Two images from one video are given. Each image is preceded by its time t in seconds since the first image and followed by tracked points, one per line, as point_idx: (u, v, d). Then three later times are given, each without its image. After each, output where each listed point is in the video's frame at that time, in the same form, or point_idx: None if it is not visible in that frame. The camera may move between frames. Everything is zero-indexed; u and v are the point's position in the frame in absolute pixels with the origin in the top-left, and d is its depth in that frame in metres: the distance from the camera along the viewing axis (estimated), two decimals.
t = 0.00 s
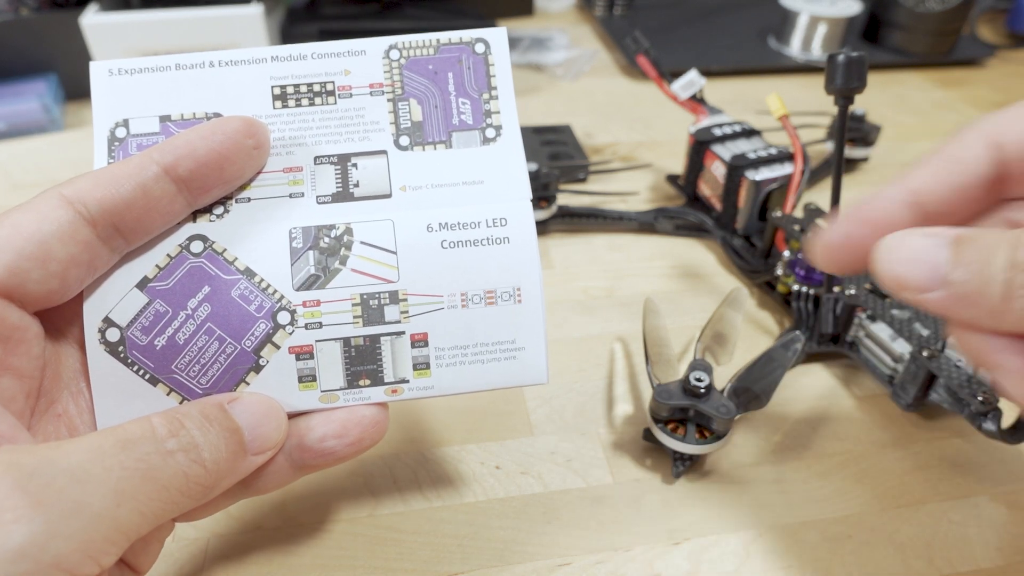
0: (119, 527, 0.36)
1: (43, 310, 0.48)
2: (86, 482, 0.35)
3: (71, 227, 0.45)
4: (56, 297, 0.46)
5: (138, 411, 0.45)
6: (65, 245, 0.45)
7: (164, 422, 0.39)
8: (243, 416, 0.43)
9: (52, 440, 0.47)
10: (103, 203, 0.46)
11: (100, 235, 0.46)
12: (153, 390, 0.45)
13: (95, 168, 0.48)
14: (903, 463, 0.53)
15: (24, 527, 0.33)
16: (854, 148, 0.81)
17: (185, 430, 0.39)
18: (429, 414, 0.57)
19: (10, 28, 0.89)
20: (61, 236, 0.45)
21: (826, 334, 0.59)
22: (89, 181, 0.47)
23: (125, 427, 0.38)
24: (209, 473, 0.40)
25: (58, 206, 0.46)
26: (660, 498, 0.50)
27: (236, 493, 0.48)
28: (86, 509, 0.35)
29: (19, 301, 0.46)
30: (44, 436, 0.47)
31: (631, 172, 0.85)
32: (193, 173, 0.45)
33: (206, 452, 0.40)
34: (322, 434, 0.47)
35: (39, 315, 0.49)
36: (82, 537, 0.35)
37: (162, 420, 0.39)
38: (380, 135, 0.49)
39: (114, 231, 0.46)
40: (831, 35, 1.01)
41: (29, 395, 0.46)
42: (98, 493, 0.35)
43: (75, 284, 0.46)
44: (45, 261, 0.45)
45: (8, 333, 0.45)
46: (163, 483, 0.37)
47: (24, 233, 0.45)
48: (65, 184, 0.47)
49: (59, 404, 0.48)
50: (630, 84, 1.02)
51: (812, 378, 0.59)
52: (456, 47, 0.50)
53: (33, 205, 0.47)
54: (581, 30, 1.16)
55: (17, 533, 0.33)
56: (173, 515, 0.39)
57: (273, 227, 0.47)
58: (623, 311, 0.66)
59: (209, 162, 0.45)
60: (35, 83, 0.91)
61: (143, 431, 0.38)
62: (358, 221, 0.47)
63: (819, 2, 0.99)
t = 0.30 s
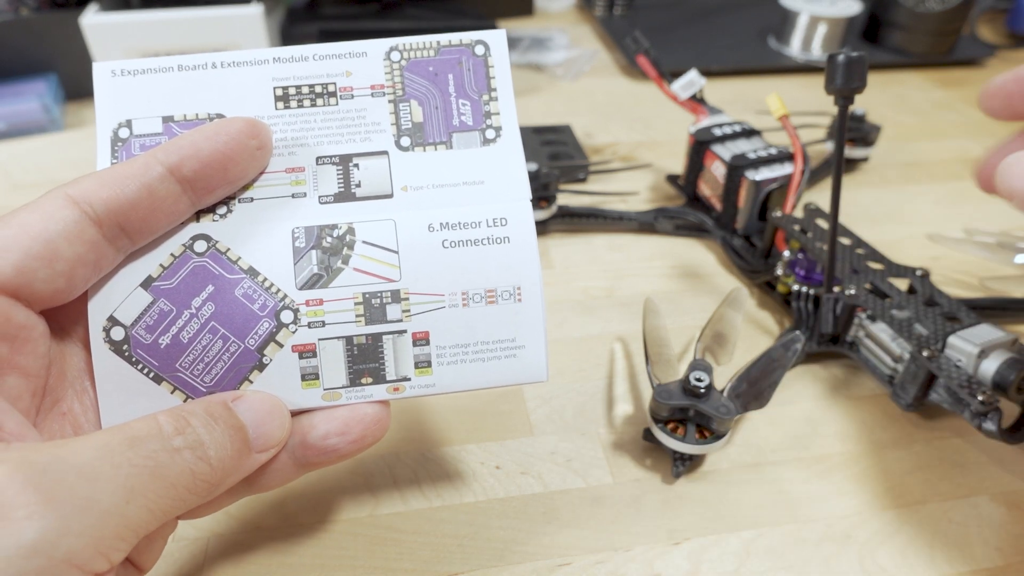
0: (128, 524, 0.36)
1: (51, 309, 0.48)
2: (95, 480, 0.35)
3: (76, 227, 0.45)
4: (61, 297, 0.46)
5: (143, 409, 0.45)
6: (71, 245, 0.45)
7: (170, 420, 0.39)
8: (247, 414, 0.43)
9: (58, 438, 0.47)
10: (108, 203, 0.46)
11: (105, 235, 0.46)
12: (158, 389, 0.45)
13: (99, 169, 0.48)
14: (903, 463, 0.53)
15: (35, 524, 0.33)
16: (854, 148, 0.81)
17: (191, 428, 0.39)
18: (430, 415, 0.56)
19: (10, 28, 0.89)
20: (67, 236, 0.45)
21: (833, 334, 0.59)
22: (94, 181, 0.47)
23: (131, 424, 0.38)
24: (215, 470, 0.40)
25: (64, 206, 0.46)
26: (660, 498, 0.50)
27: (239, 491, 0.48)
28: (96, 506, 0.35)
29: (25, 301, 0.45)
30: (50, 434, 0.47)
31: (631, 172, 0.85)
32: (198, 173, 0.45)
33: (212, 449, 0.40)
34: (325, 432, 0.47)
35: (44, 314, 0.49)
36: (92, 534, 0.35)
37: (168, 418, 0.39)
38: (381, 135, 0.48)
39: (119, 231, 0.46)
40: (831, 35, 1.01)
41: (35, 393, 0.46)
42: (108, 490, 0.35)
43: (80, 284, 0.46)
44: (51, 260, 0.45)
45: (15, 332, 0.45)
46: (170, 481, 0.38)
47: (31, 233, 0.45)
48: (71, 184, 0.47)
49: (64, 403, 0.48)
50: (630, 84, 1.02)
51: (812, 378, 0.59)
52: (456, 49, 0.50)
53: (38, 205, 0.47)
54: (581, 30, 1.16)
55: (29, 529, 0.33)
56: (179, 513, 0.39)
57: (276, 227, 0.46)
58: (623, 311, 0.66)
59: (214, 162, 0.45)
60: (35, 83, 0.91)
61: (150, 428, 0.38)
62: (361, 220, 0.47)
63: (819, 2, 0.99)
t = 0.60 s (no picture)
0: (124, 525, 0.36)
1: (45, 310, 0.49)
2: (91, 481, 0.35)
3: (72, 228, 0.45)
4: (56, 298, 0.46)
5: (138, 410, 0.45)
6: (65, 245, 0.45)
7: (166, 421, 0.39)
8: (243, 415, 0.43)
9: (52, 440, 0.47)
10: (103, 204, 0.46)
11: (100, 236, 0.46)
12: (153, 389, 0.45)
13: (94, 170, 0.48)
14: (903, 463, 0.53)
15: (32, 525, 0.33)
16: (854, 148, 0.81)
17: (187, 429, 0.39)
18: (428, 415, 0.56)
19: (10, 28, 0.89)
20: (62, 237, 0.45)
21: (826, 333, 0.59)
22: (89, 181, 0.47)
23: (127, 426, 0.38)
24: (211, 471, 0.40)
25: (58, 207, 0.46)
26: (660, 498, 0.50)
27: (235, 491, 0.48)
28: (92, 508, 0.35)
29: (20, 302, 0.46)
30: (45, 435, 0.47)
31: (631, 172, 0.85)
32: (192, 173, 0.45)
33: (208, 450, 0.40)
34: (320, 432, 0.47)
35: (38, 315, 0.49)
36: (89, 535, 0.35)
37: (163, 419, 0.39)
38: (376, 136, 0.48)
39: (113, 231, 0.46)
40: (831, 35, 1.01)
41: (30, 394, 0.46)
42: (104, 492, 0.35)
43: (75, 285, 0.46)
44: (45, 261, 0.45)
45: (10, 334, 0.45)
46: (166, 482, 0.38)
47: (25, 234, 0.45)
48: (66, 185, 0.47)
49: (58, 404, 0.48)
50: (630, 84, 1.02)
51: (812, 378, 0.59)
52: (451, 48, 0.50)
53: (33, 206, 0.47)
54: (581, 30, 1.16)
55: (25, 531, 0.33)
56: (175, 514, 0.39)
57: (272, 228, 0.47)
58: (623, 311, 0.66)
59: (208, 163, 0.45)
60: (35, 83, 0.91)
61: (146, 430, 0.38)
62: (356, 221, 0.47)
63: (819, 2, 0.99)
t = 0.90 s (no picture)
0: (115, 517, 0.36)
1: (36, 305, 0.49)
2: (83, 474, 0.35)
3: (60, 222, 0.46)
4: (47, 293, 0.46)
5: (130, 404, 0.45)
6: (55, 240, 0.45)
7: (158, 414, 0.39)
8: (235, 408, 0.43)
9: (46, 434, 0.46)
10: (92, 198, 0.46)
11: (89, 230, 0.46)
12: (146, 384, 0.46)
13: (82, 164, 0.48)
14: (903, 463, 0.53)
15: (23, 518, 0.33)
16: (854, 148, 0.81)
17: (179, 422, 0.39)
18: (425, 415, 0.56)
19: (10, 28, 0.89)
20: (51, 231, 0.45)
21: (826, 334, 0.59)
22: (78, 176, 0.47)
23: (120, 419, 0.38)
24: (204, 464, 0.40)
25: (47, 201, 0.46)
26: (660, 498, 0.50)
27: (230, 484, 0.48)
28: (83, 501, 0.35)
29: (10, 296, 0.46)
30: (38, 431, 0.47)
31: (631, 172, 0.85)
32: (181, 167, 0.45)
33: (200, 443, 0.40)
34: (314, 424, 0.47)
35: (29, 309, 0.49)
36: (80, 528, 0.35)
37: (156, 412, 0.39)
38: (366, 127, 0.48)
39: (103, 226, 0.46)
40: (831, 35, 1.01)
41: (22, 390, 0.46)
42: (96, 484, 0.35)
43: (65, 279, 0.46)
44: (35, 256, 0.45)
45: None
46: (159, 474, 0.38)
47: (14, 228, 0.45)
48: (55, 179, 0.47)
49: (51, 400, 0.48)
50: (630, 84, 1.02)
51: (812, 378, 0.59)
52: (440, 39, 0.50)
53: (23, 200, 0.47)
54: (581, 30, 1.16)
55: (16, 523, 0.33)
56: (168, 506, 0.40)
57: (262, 220, 0.46)
58: (623, 311, 0.66)
59: (197, 156, 0.45)
60: (35, 83, 0.91)
61: (138, 422, 0.38)
62: (346, 212, 0.47)
63: (819, 2, 0.99)
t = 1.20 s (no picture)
0: (110, 514, 0.36)
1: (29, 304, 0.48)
2: (77, 471, 0.35)
3: (52, 221, 0.45)
4: (40, 291, 0.46)
5: (125, 402, 0.45)
6: (48, 238, 0.45)
7: (152, 412, 0.39)
8: (231, 405, 0.43)
9: (40, 433, 0.47)
10: (85, 196, 0.46)
11: (81, 228, 0.46)
12: (140, 381, 0.46)
13: (75, 162, 0.48)
14: (903, 463, 0.53)
15: (18, 515, 0.33)
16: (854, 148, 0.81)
17: (174, 420, 0.39)
18: (423, 416, 0.56)
19: (10, 28, 0.89)
20: (44, 230, 0.45)
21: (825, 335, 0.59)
22: (70, 174, 0.47)
23: (114, 417, 0.38)
24: (199, 461, 0.40)
25: (39, 199, 0.46)
26: (660, 498, 0.50)
27: (225, 481, 0.48)
28: (79, 497, 0.35)
29: (3, 295, 0.46)
30: (33, 429, 0.47)
31: (631, 172, 0.85)
32: (175, 164, 0.45)
33: (195, 440, 0.40)
34: (310, 420, 0.47)
35: (22, 308, 0.49)
36: (75, 524, 0.35)
37: (151, 410, 0.39)
38: (360, 124, 0.48)
39: (96, 224, 0.46)
40: (831, 35, 1.01)
41: (16, 388, 0.46)
42: (90, 481, 0.35)
43: (58, 278, 0.46)
44: (28, 254, 0.45)
45: None
46: (153, 471, 0.38)
47: (5, 227, 0.45)
48: (47, 178, 0.47)
49: (46, 398, 0.48)
50: (630, 84, 1.02)
51: (813, 378, 0.59)
52: (433, 35, 0.50)
53: (14, 199, 0.47)
54: (581, 30, 1.16)
55: (11, 521, 0.33)
56: (164, 503, 0.39)
57: (256, 217, 0.46)
58: (623, 311, 0.66)
59: (191, 153, 0.45)
60: (35, 83, 0.91)
61: (133, 420, 0.38)
62: (340, 209, 0.47)
63: (818, 2, 0.99)
